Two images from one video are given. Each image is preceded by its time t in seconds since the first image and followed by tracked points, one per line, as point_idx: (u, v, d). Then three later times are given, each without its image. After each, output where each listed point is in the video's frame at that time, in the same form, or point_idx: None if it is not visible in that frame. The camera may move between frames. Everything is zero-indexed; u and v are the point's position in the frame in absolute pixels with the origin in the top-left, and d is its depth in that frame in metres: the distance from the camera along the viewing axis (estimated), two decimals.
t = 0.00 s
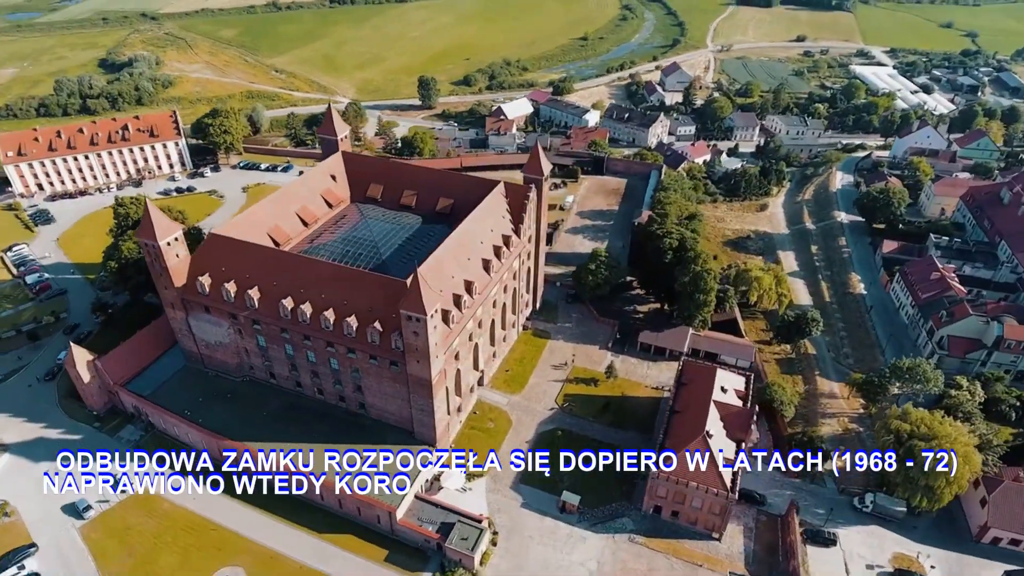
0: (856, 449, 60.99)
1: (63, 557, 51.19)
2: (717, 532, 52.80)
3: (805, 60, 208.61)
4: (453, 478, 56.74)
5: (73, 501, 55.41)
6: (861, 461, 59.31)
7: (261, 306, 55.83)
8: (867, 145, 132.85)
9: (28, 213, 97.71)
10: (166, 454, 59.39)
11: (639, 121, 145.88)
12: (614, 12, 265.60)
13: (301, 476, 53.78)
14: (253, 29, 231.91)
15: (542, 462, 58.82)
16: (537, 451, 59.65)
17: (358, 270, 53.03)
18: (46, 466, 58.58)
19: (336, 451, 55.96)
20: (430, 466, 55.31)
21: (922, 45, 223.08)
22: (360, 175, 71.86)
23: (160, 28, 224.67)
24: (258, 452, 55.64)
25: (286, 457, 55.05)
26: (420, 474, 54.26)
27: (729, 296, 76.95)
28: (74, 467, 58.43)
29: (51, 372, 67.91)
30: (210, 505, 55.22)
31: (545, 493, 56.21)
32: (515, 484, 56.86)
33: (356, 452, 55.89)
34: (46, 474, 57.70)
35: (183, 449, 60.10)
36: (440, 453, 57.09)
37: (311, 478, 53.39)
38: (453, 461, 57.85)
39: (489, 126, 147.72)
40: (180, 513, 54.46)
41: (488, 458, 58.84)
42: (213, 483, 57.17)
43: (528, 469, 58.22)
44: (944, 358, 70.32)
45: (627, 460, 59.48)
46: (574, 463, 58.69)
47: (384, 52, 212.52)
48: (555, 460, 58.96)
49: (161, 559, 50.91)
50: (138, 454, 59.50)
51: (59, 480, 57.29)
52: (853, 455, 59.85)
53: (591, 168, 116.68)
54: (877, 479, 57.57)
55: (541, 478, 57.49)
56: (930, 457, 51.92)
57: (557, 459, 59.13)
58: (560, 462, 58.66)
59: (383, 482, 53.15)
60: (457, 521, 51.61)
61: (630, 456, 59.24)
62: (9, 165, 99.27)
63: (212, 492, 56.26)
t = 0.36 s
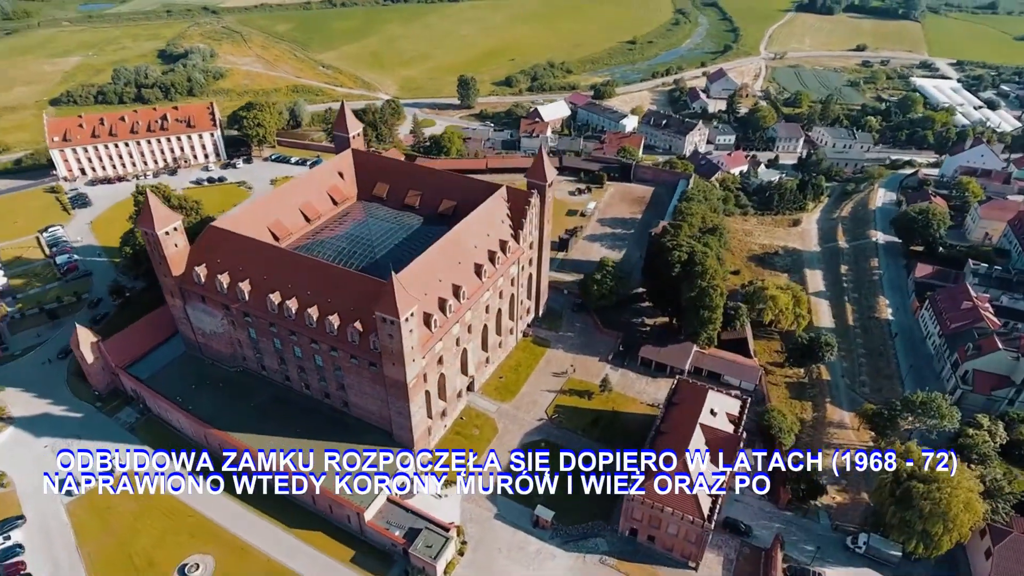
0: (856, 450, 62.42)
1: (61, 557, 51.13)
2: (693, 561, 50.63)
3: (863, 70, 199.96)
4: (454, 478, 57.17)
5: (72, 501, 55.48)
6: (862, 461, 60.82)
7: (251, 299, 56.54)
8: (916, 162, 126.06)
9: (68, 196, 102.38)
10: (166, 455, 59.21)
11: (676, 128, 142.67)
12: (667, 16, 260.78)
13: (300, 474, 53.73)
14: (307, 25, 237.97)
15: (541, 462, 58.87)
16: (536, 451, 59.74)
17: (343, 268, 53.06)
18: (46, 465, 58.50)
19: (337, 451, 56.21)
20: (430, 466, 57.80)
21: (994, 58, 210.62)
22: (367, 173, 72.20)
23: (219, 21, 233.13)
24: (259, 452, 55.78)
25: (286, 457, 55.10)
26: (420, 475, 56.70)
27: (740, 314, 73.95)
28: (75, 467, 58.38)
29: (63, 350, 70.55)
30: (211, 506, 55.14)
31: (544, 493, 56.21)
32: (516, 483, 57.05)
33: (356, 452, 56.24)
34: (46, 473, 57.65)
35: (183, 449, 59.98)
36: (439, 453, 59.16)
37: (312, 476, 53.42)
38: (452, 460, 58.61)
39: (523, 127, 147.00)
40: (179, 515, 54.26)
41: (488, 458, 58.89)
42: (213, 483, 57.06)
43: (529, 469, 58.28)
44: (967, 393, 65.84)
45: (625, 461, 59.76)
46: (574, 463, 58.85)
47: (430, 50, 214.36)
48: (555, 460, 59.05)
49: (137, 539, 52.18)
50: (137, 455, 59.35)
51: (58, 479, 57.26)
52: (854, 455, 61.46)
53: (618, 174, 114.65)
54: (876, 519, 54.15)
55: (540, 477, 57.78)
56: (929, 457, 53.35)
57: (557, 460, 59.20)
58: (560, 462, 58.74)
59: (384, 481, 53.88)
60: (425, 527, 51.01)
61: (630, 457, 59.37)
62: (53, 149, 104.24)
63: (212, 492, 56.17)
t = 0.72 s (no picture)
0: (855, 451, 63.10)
1: (53, 561, 50.65)
2: None
3: (924, 82, 190.47)
4: (453, 479, 57.27)
5: (71, 502, 55.35)
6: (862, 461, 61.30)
7: (244, 291, 57.37)
8: (968, 182, 119.07)
9: (107, 181, 106.73)
10: (167, 455, 58.95)
11: (714, 136, 138.83)
12: (721, 21, 254.48)
13: (300, 473, 53.44)
14: (359, 21, 242.66)
15: (541, 462, 58.78)
16: (536, 451, 59.67)
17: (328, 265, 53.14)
18: (46, 465, 58.24)
19: (336, 450, 56.08)
20: (430, 466, 58.24)
21: None
22: (376, 171, 72.41)
23: (276, 16, 240.10)
24: (259, 452, 55.52)
25: (286, 457, 54.93)
26: (419, 473, 57.37)
27: (750, 333, 71.04)
28: (75, 467, 58.10)
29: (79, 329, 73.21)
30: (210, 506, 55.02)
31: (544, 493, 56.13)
32: (516, 483, 56.93)
33: (356, 451, 56.15)
34: (46, 473, 57.35)
35: (183, 449, 59.72)
36: (441, 452, 59.34)
37: (311, 476, 53.19)
38: (452, 460, 58.66)
39: (558, 130, 145.66)
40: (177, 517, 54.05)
41: (488, 458, 58.95)
42: (213, 483, 56.82)
43: (529, 469, 58.20)
44: (988, 433, 61.51)
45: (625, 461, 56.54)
46: (574, 463, 58.55)
47: (476, 49, 215.18)
48: (555, 460, 58.88)
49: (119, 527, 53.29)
50: (137, 455, 59.12)
51: (59, 479, 57.06)
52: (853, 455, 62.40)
53: (646, 181, 112.11)
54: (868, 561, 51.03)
55: (540, 477, 57.61)
56: (930, 457, 55.69)
57: (557, 460, 58.97)
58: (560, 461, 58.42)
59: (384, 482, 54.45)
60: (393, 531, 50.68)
61: (631, 457, 56.16)
62: (98, 135, 109.01)
63: (212, 492, 56.00)
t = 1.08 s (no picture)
0: (855, 450, 63.01)
1: (46, 564, 50.32)
2: None
3: (989, 96, 180.13)
4: (453, 479, 57.28)
5: (71, 501, 55.22)
6: (861, 461, 61.89)
7: (238, 283, 58.29)
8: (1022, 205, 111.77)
9: (144, 168, 110.79)
10: (167, 455, 58.81)
11: (752, 145, 134.66)
12: (777, 26, 246.76)
13: (301, 473, 53.76)
14: (408, 20, 245.92)
15: (541, 462, 58.89)
16: (536, 451, 59.69)
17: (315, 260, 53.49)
18: (46, 465, 58.12)
19: (336, 450, 56.36)
20: (430, 466, 58.43)
21: None
22: (384, 170, 72.73)
23: (328, 12, 245.52)
24: (259, 452, 55.31)
25: (286, 457, 55.01)
26: (419, 473, 57.64)
27: (757, 352, 68.37)
28: (75, 467, 58.07)
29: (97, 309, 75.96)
30: (210, 505, 54.97)
31: (544, 493, 56.25)
32: (516, 483, 56.94)
33: (356, 451, 56.60)
34: (46, 473, 57.27)
35: (182, 449, 59.55)
36: (440, 452, 59.27)
37: (311, 476, 53.76)
38: (452, 460, 58.68)
39: (591, 134, 143.92)
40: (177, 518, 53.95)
41: (487, 458, 58.82)
42: (213, 483, 56.69)
43: (529, 469, 58.24)
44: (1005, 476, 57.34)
45: (624, 460, 54.65)
46: (574, 463, 58.69)
47: (521, 50, 214.83)
48: (554, 460, 58.96)
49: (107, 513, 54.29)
50: (135, 454, 59.01)
51: (59, 479, 56.95)
52: (854, 455, 62.58)
53: (672, 190, 109.48)
54: None
55: (540, 477, 57.63)
56: (931, 456, 58.86)
57: (557, 460, 59.10)
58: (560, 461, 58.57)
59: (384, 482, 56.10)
60: (359, 530, 50.52)
61: (631, 456, 54.33)
62: (138, 124, 113.52)
63: (213, 492, 55.89)
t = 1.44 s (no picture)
0: (854, 449, 62.80)
1: (38, 566, 49.74)
2: None
3: None
4: (453, 479, 57.19)
5: (71, 501, 54.97)
6: (861, 461, 62.41)
7: (235, 274, 59.28)
8: None
9: (181, 156, 114.62)
10: (167, 455, 58.67)
11: (791, 156, 129.93)
12: (836, 34, 237.58)
13: (301, 473, 53.48)
14: (458, 19, 247.69)
15: (541, 462, 58.93)
16: (536, 451, 59.67)
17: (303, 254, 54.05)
18: (47, 465, 57.95)
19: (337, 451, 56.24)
20: (430, 466, 58.32)
21: None
22: (394, 167, 72.90)
23: (380, 10, 249.57)
24: (259, 451, 54.86)
25: (286, 458, 54.79)
26: (419, 473, 57.57)
27: (763, 371, 65.47)
28: (75, 467, 57.81)
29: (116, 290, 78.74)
30: (210, 505, 54.80)
31: (544, 493, 56.68)
32: (516, 483, 57.19)
33: (356, 451, 56.85)
34: (45, 473, 57.04)
35: (183, 449, 59.39)
36: (441, 452, 59.08)
37: (312, 476, 53.49)
38: (452, 460, 58.59)
39: (626, 139, 141.78)
40: (177, 518, 53.76)
41: (487, 458, 58.83)
42: (213, 483, 56.44)
43: (529, 469, 58.37)
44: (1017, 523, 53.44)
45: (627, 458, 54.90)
46: (574, 463, 58.41)
47: (566, 51, 213.36)
48: (555, 460, 59.00)
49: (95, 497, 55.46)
50: (134, 454, 58.90)
51: (58, 479, 56.68)
52: (853, 454, 62.65)
53: (699, 199, 106.63)
54: None
55: (540, 477, 57.96)
56: (931, 458, 62.48)
57: (557, 459, 59.12)
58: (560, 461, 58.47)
59: (383, 482, 56.66)
60: (330, 525, 50.68)
61: (631, 456, 54.25)
62: (179, 115, 117.61)
63: (213, 492, 55.68)
